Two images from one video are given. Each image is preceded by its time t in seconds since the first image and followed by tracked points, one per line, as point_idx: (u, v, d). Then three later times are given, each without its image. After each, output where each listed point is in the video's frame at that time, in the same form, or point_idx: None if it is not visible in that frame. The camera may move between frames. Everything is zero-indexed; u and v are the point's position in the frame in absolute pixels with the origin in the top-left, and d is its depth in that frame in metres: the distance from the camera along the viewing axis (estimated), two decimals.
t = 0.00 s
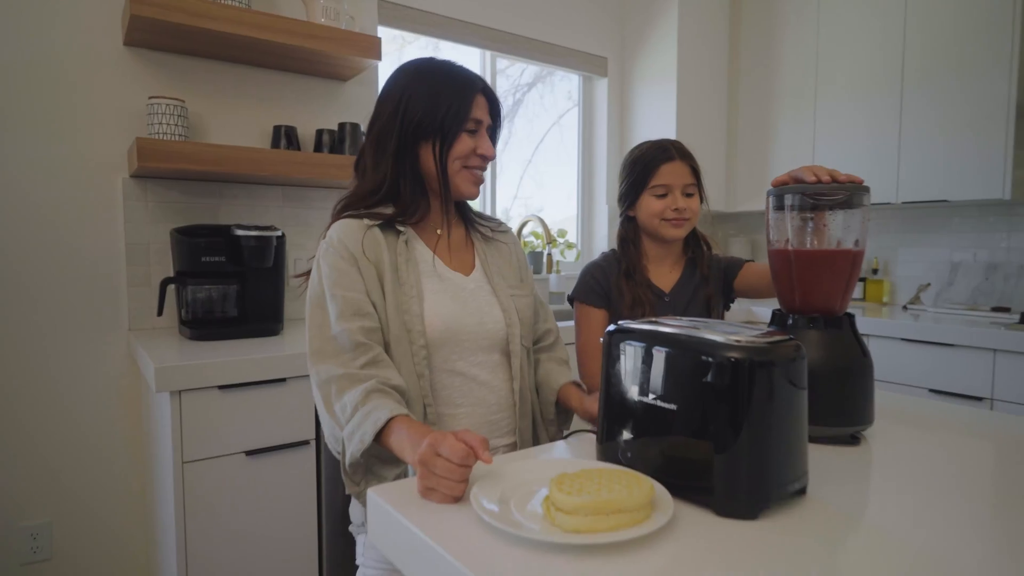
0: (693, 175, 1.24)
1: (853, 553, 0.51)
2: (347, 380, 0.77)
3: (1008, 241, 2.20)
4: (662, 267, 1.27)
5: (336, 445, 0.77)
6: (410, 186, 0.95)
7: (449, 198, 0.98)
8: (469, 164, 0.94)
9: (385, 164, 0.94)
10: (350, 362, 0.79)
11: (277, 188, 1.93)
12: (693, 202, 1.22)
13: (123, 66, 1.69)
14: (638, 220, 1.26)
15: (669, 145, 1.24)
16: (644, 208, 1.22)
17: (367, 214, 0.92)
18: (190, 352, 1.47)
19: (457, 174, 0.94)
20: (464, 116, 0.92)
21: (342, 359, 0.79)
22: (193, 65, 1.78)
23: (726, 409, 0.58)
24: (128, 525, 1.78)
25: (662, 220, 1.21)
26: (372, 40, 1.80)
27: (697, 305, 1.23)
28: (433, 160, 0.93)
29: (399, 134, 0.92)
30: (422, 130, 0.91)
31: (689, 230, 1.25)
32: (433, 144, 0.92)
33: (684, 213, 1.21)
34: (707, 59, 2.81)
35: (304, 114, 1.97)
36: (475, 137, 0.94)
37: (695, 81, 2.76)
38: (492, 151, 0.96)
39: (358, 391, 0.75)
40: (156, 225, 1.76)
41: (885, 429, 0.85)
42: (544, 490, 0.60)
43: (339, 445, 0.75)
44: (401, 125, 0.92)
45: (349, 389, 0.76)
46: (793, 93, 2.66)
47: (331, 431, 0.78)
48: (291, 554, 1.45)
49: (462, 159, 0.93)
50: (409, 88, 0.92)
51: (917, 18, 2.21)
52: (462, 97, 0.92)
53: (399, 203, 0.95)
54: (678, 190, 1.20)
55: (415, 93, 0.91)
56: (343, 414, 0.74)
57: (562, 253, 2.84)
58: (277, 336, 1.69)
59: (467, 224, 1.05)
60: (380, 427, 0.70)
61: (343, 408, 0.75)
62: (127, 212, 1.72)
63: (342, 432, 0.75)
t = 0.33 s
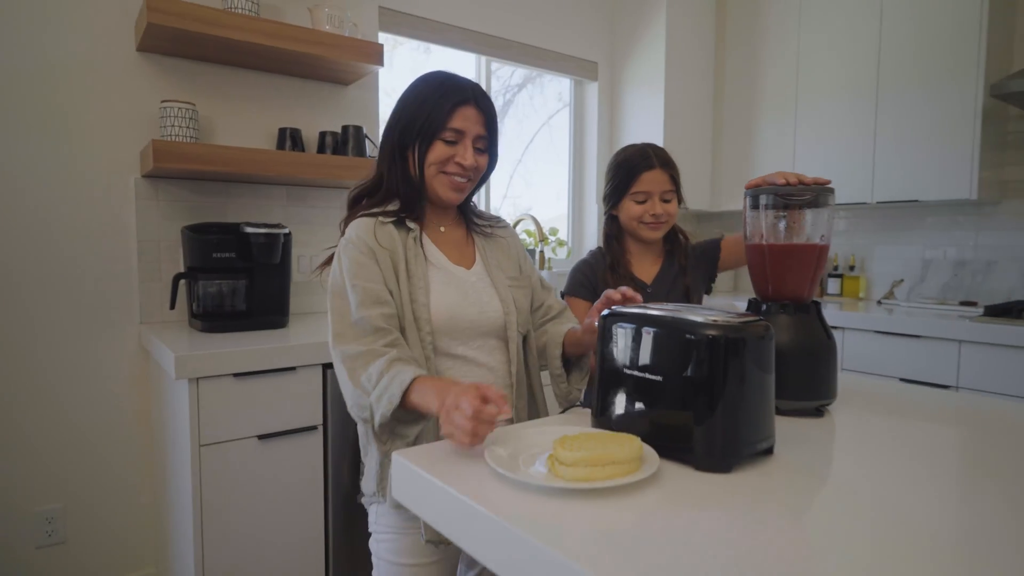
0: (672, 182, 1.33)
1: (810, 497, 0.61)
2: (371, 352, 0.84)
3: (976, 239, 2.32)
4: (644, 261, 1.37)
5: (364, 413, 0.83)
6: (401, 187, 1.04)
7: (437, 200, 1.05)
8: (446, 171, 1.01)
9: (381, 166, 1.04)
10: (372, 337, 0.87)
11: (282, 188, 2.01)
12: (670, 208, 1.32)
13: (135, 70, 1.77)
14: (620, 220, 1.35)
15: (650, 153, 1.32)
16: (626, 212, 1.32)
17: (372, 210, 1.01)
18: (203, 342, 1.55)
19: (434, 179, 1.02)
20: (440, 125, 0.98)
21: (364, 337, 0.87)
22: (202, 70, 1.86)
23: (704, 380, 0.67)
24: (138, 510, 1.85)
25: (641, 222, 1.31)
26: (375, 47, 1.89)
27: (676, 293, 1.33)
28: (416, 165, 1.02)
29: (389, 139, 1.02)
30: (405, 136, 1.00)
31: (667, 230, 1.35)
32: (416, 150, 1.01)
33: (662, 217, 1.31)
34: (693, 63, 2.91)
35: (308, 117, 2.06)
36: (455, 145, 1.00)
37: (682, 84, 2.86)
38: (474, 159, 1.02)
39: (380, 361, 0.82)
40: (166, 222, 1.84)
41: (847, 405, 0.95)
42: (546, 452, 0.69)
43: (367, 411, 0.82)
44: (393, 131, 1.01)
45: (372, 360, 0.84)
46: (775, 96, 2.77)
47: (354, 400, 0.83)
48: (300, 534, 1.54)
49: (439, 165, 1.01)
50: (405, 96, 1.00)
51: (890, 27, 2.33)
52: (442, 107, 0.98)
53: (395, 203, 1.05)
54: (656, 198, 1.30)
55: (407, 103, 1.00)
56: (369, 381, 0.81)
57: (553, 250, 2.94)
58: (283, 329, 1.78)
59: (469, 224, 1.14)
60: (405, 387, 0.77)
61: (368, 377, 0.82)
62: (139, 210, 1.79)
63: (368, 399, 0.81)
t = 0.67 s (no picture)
0: (650, 182, 1.43)
1: (774, 453, 0.71)
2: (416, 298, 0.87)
3: (944, 236, 2.46)
4: (623, 253, 1.47)
5: (408, 351, 0.82)
6: (414, 187, 1.12)
7: (446, 199, 1.14)
8: (458, 170, 1.11)
9: (393, 169, 1.11)
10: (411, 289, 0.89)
11: (285, 186, 2.10)
12: (649, 206, 1.42)
13: (145, 73, 1.85)
14: (602, 217, 1.45)
15: (630, 155, 1.42)
16: (608, 209, 1.42)
17: (390, 208, 1.08)
18: (215, 333, 1.64)
19: (448, 178, 1.11)
20: (452, 129, 1.08)
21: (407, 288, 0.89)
22: (210, 74, 1.94)
23: (686, 354, 0.77)
24: (147, 495, 1.93)
25: (622, 219, 1.41)
26: (376, 52, 1.98)
27: (653, 281, 1.44)
28: (429, 166, 1.10)
29: (403, 144, 1.09)
30: (420, 140, 1.08)
31: (644, 227, 1.46)
32: (429, 152, 1.09)
33: (641, 214, 1.41)
34: (679, 66, 3.02)
35: (310, 118, 2.14)
36: (466, 146, 1.10)
37: (668, 87, 2.97)
38: (481, 158, 1.12)
39: (424, 307, 0.85)
40: (175, 219, 1.91)
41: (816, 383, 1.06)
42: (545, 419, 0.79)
43: (413, 347, 0.82)
44: (403, 136, 1.09)
45: (418, 304, 0.86)
46: (756, 100, 2.89)
47: (397, 341, 0.84)
48: (308, 514, 1.62)
49: (452, 165, 1.10)
50: (414, 103, 1.09)
51: (865, 35, 2.45)
52: (452, 112, 1.08)
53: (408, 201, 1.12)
54: (637, 196, 1.40)
55: (414, 110, 1.09)
56: (416, 320, 0.83)
57: (545, 247, 3.04)
58: (289, 321, 1.86)
59: (469, 223, 1.23)
60: (455, 327, 0.81)
61: (414, 316, 0.83)
62: (149, 208, 1.87)
63: (413, 337, 0.82)
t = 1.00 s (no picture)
0: (631, 178, 1.54)
1: (742, 415, 0.82)
2: (420, 289, 0.96)
3: (913, 233, 2.59)
4: (607, 245, 1.57)
5: (419, 342, 0.92)
6: (434, 183, 1.20)
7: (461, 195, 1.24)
8: (475, 167, 1.23)
9: (412, 166, 1.19)
10: (416, 281, 0.98)
11: (287, 184, 2.18)
12: (630, 200, 1.53)
13: (154, 76, 1.93)
14: (587, 212, 1.55)
15: (610, 154, 1.52)
16: (593, 205, 1.52)
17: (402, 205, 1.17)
18: (224, 322, 1.72)
19: (466, 174, 1.22)
20: (473, 130, 1.20)
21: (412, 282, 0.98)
22: (215, 76, 2.03)
23: (668, 332, 0.87)
24: (155, 480, 2.01)
25: (606, 214, 1.52)
26: (375, 56, 2.08)
27: (636, 270, 1.55)
28: (448, 163, 1.20)
29: (425, 144, 1.17)
30: (443, 140, 1.17)
31: (626, 221, 1.56)
32: (450, 151, 1.19)
33: (623, 209, 1.52)
34: (665, 69, 3.13)
35: (310, 118, 2.23)
36: (480, 145, 1.22)
37: (654, 89, 3.08)
38: (490, 154, 1.25)
39: (429, 297, 0.94)
40: (181, 215, 1.99)
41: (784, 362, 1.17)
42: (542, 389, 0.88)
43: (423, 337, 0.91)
44: (422, 136, 1.17)
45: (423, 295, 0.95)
46: (738, 102, 3.00)
47: (409, 331, 0.94)
48: (313, 494, 1.71)
49: (471, 163, 1.22)
50: (431, 106, 1.17)
51: (840, 41, 2.57)
52: (471, 115, 1.19)
53: (425, 196, 1.21)
54: (620, 192, 1.50)
55: (432, 113, 1.17)
56: (423, 312, 0.92)
57: (535, 243, 3.14)
58: (292, 312, 1.95)
59: (466, 215, 1.32)
60: (458, 315, 0.90)
61: (420, 308, 0.93)
62: (157, 204, 1.95)
63: (423, 328, 0.91)
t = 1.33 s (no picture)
0: (617, 172, 1.64)
1: (716, 381, 0.92)
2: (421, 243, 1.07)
3: (885, 230, 2.72)
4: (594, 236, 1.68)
5: (432, 287, 1.02)
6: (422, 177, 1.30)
7: (447, 187, 1.34)
8: (459, 161, 1.31)
9: (403, 162, 1.30)
10: (413, 241, 1.09)
11: (288, 181, 2.27)
12: (617, 193, 1.63)
13: (161, 76, 2.01)
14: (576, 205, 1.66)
15: (598, 150, 1.63)
16: (582, 198, 1.63)
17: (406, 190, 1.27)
18: (231, 311, 1.80)
19: (451, 168, 1.31)
20: (455, 127, 1.28)
21: (413, 242, 1.09)
22: (219, 77, 2.11)
23: (648, 307, 0.96)
24: (162, 466, 2.08)
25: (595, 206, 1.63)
26: (374, 58, 2.17)
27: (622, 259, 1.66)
28: (436, 158, 1.29)
29: (411, 141, 1.28)
30: (427, 137, 1.28)
31: (613, 212, 1.67)
32: (434, 147, 1.29)
33: (610, 201, 1.63)
34: (650, 74, 3.25)
35: (309, 118, 2.32)
36: (465, 142, 1.30)
37: (639, 92, 3.20)
38: (479, 151, 1.32)
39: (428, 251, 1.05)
40: (187, 210, 2.07)
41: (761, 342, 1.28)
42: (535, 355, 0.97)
43: (436, 281, 1.02)
44: (413, 134, 1.28)
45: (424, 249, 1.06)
46: (720, 105, 3.12)
47: (424, 288, 1.04)
48: (316, 475, 1.80)
49: (454, 157, 1.30)
50: (420, 105, 1.28)
51: (816, 47, 2.70)
52: (456, 114, 1.27)
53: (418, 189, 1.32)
54: (607, 185, 1.61)
55: (421, 113, 1.27)
56: (428, 262, 1.02)
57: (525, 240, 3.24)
58: (294, 304, 2.03)
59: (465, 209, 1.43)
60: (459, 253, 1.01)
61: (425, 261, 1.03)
62: (164, 200, 2.03)
63: (435, 275, 1.02)
